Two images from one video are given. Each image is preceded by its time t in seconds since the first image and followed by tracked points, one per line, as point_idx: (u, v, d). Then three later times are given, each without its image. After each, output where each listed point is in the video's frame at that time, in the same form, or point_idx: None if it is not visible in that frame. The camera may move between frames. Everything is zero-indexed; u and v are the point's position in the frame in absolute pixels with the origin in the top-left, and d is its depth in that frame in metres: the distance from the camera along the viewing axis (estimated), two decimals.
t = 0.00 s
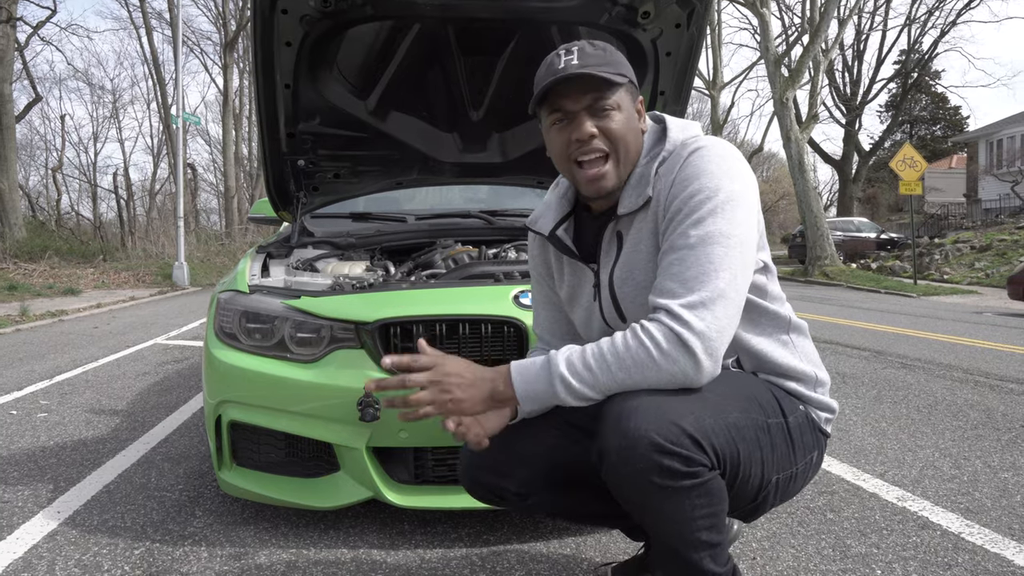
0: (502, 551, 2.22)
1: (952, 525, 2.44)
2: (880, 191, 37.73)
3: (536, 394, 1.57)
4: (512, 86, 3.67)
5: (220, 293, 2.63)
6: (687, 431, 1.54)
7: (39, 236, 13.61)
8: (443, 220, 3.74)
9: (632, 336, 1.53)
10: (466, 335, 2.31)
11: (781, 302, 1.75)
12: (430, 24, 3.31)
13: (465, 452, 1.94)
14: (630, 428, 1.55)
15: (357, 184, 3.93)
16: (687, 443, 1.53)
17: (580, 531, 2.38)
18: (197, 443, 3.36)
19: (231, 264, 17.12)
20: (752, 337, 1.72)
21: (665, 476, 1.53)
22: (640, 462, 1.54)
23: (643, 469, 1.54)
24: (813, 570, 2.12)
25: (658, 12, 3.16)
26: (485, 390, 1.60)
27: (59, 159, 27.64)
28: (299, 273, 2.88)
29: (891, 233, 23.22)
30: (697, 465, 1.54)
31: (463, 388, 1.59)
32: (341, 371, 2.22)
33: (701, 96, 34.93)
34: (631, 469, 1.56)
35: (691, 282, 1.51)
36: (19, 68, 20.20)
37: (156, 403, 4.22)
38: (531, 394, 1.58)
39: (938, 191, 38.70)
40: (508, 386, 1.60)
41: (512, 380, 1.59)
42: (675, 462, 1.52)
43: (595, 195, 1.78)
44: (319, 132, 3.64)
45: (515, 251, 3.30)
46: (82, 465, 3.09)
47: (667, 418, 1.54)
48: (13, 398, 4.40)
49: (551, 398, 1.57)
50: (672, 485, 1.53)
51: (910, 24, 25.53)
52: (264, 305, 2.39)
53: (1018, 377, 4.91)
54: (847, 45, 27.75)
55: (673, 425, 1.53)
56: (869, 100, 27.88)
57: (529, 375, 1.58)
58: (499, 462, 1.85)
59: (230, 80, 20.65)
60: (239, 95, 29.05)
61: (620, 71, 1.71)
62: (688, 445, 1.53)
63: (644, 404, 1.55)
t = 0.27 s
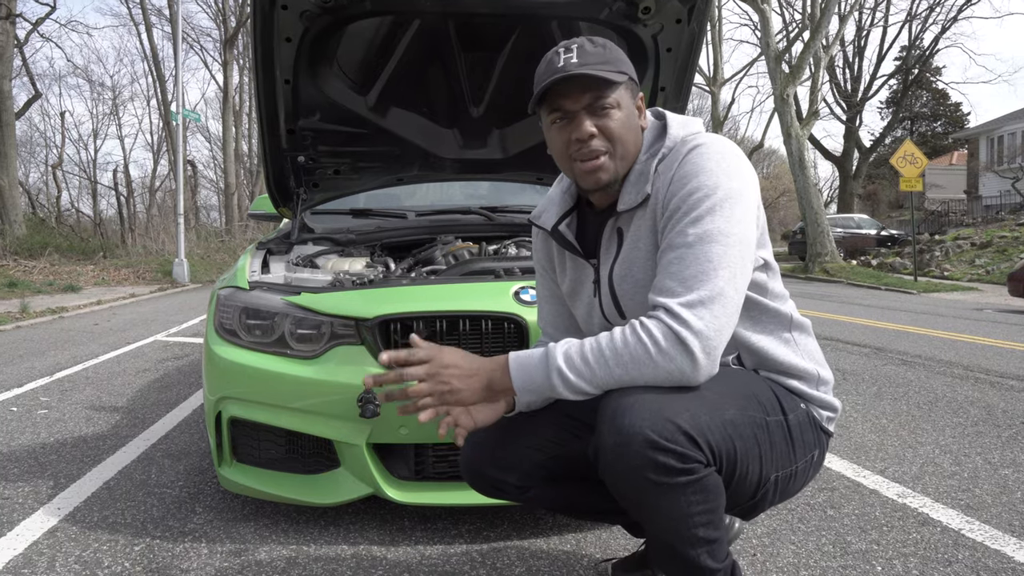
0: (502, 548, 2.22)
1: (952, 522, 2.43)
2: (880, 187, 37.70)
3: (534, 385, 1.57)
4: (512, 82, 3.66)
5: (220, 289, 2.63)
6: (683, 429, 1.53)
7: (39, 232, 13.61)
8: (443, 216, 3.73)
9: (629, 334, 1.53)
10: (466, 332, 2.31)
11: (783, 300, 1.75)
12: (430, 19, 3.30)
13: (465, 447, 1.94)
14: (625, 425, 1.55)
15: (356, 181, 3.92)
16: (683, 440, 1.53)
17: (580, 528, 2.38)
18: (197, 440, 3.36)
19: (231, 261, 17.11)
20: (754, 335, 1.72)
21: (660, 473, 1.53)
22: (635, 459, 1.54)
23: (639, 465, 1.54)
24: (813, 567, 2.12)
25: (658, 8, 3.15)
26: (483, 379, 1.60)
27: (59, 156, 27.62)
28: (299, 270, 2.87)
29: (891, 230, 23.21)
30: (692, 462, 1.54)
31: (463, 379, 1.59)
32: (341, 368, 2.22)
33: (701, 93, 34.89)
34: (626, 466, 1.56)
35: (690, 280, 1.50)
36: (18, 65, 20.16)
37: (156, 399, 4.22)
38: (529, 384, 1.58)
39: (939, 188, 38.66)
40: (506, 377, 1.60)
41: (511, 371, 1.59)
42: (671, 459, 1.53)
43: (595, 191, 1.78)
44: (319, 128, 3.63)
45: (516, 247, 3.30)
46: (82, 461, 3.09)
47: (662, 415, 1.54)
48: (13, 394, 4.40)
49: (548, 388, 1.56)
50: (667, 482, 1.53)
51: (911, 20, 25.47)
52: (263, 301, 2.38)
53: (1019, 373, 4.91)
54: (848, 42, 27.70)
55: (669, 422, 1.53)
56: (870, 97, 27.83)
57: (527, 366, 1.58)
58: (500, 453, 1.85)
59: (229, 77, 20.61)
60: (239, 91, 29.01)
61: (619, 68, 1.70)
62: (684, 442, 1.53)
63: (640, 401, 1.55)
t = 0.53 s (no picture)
0: (502, 543, 2.21)
1: (953, 517, 2.43)
2: (880, 183, 37.67)
3: (531, 377, 1.57)
4: (512, 77, 3.64)
5: (219, 285, 2.62)
6: (678, 424, 1.53)
7: (38, 229, 13.59)
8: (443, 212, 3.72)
9: (626, 330, 1.52)
10: (466, 327, 2.30)
11: (785, 296, 1.74)
12: (430, 14, 3.29)
13: (465, 443, 1.94)
14: (619, 421, 1.55)
15: (356, 176, 3.91)
16: (678, 435, 1.53)
17: (580, 523, 2.38)
18: (197, 436, 3.36)
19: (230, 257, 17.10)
20: (754, 331, 1.71)
21: (654, 468, 1.53)
22: (630, 454, 1.54)
23: (633, 460, 1.54)
24: (814, 562, 2.12)
25: (659, 2, 3.13)
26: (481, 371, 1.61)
27: (57, 153, 27.56)
28: (299, 265, 2.87)
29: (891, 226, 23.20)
30: (687, 457, 1.53)
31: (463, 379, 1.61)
32: (341, 364, 2.21)
33: (701, 88, 34.83)
34: (621, 461, 1.56)
35: (688, 278, 1.50)
36: (17, 61, 20.10)
37: (156, 396, 4.21)
38: (525, 376, 1.58)
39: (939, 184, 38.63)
40: (502, 368, 1.61)
41: (506, 365, 1.60)
42: (665, 454, 1.52)
43: (596, 188, 1.77)
44: (318, 124, 3.62)
45: (516, 242, 3.29)
46: (82, 458, 3.09)
47: (656, 411, 1.53)
48: (13, 391, 4.39)
49: (544, 382, 1.57)
50: (662, 477, 1.53)
51: (912, 16, 25.42)
52: (263, 297, 2.38)
53: (1019, 369, 4.91)
54: (848, 37, 27.65)
55: (663, 417, 1.53)
56: (870, 93, 27.78)
57: (522, 358, 1.58)
58: (501, 446, 1.85)
59: (228, 73, 20.56)
60: (238, 87, 28.95)
61: (619, 64, 1.69)
62: (678, 437, 1.53)
63: (634, 397, 1.55)
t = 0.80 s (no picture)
0: (502, 545, 2.21)
1: (953, 519, 2.43)
2: (880, 185, 37.68)
3: (525, 375, 1.58)
4: (512, 78, 3.65)
5: (219, 286, 2.62)
6: (672, 425, 1.53)
7: (39, 230, 13.59)
8: (443, 213, 3.72)
9: (623, 331, 1.52)
10: (466, 328, 2.30)
11: (784, 300, 1.74)
12: (430, 15, 3.29)
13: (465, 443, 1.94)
14: (613, 422, 1.55)
15: (356, 177, 3.91)
16: (672, 436, 1.53)
17: (580, 525, 2.38)
18: (196, 437, 3.35)
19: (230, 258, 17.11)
20: (753, 333, 1.71)
21: (648, 469, 1.53)
22: (624, 455, 1.54)
23: (627, 462, 1.54)
24: (814, 564, 2.11)
25: (659, 5, 3.14)
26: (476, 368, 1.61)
27: (58, 154, 27.56)
28: (299, 267, 2.87)
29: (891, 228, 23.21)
30: (681, 458, 1.53)
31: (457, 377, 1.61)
32: (341, 364, 2.21)
33: (701, 90, 34.87)
34: (615, 463, 1.56)
35: (685, 280, 1.50)
36: (18, 62, 20.12)
37: (156, 397, 4.21)
38: (520, 374, 1.58)
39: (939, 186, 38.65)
40: (498, 367, 1.61)
41: (503, 363, 1.60)
42: (659, 455, 1.52)
43: (596, 189, 1.77)
44: (318, 125, 3.63)
45: (516, 244, 3.29)
46: (81, 459, 3.09)
47: (650, 411, 1.53)
48: (13, 391, 4.39)
49: (538, 381, 1.57)
50: (656, 478, 1.53)
51: (912, 18, 25.44)
52: (263, 298, 2.38)
53: (1018, 371, 4.91)
54: (848, 39, 27.68)
55: (658, 418, 1.53)
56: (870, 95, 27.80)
57: (518, 357, 1.58)
58: (501, 446, 1.85)
59: (229, 74, 20.58)
60: (238, 89, 28.98)
61: (623, 66, 1.69)
62: (672, 438, 1.53)
63: (628, 398, 1.55)
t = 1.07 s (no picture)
0: (500, 545, 2.21)
1: (951, 518, 2.43)
2: (878, 185, 37.73)
3: (523, 372, 1.55)
4: (510, 78, 3.65)
5: (217, 287, 2.62)
6: (668, 426, 1.53)
7: (36, 232, 13.57)
8: (441, 214, 3.72)
9: (620, 331, 1.52)
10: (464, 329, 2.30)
11: (784, 301, 1.74)
12: (428, 16, 3.29)
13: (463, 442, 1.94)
14: (609, 422, 1.55)
15: (354, 178, 3.91)
16: (668, 437, 1.53)
17: (578, 525, 2.38)
18: (195, 438, 3.35)
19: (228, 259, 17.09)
20: (752, 334, 1.71)
21: (644, 470, 1.54)
22: (620, 455, 1.55)
23: (623, 462, 1.55)
24: (812, 564, 2.11)
25: (657, 5, 3.14)
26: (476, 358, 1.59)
27: (55, 155, 27.52)
28: (297, 267, 2.86)
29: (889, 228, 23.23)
30: (678, 458, 1.54)
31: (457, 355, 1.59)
32: (340, 365, 2.21)
33: (699, 90, 34.92)
34: (611, 463, 1.56)
35: (684, 282, 1.49)
36: (15, 64, 20.09)
37: (154, 398, 4.20)
38: (516, 369, 1.56)
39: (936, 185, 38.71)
40: (497, 361, 1.59)
41: (501, 357, 1.58)
42: (655, 456, 1.53)
43: (598, 188, 1.77)
44: (316, 126, 3.62)
45: (514, 244, 3.28)
46: (79, 461, 3.08)
47: (646, 412, 1.53)
48: (10, 393, 4.38)
49: (534, 379, 1.56)
50: (652, 478, 1.53)
51: (909, 18, 25.47)
52: (261, 299, 2.37)
53: (1016, 370, 4.92)
54: (846, 39, 27.71)
55: (654, 420, 1.53)
56: (868, 95, 27.83)
57: (516, 353, 1.57)
58: (500, 446, 1.85)
59: (226, 75, 20.55)
60: (236, 90, 28.96)
61: (620, 64, 1.70)
62: (668, 439, 1.53)
63: (624, 400, 1.55)
